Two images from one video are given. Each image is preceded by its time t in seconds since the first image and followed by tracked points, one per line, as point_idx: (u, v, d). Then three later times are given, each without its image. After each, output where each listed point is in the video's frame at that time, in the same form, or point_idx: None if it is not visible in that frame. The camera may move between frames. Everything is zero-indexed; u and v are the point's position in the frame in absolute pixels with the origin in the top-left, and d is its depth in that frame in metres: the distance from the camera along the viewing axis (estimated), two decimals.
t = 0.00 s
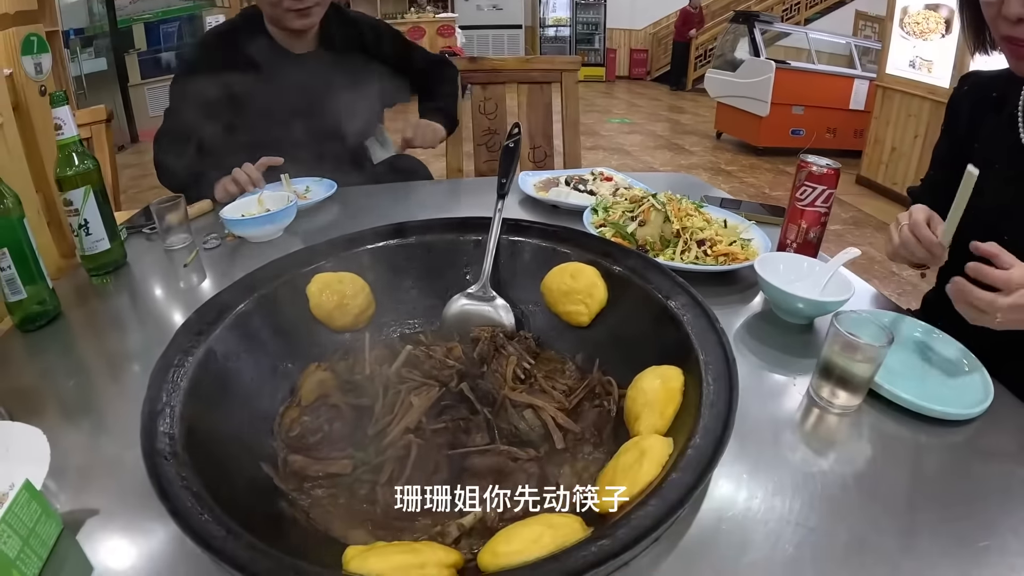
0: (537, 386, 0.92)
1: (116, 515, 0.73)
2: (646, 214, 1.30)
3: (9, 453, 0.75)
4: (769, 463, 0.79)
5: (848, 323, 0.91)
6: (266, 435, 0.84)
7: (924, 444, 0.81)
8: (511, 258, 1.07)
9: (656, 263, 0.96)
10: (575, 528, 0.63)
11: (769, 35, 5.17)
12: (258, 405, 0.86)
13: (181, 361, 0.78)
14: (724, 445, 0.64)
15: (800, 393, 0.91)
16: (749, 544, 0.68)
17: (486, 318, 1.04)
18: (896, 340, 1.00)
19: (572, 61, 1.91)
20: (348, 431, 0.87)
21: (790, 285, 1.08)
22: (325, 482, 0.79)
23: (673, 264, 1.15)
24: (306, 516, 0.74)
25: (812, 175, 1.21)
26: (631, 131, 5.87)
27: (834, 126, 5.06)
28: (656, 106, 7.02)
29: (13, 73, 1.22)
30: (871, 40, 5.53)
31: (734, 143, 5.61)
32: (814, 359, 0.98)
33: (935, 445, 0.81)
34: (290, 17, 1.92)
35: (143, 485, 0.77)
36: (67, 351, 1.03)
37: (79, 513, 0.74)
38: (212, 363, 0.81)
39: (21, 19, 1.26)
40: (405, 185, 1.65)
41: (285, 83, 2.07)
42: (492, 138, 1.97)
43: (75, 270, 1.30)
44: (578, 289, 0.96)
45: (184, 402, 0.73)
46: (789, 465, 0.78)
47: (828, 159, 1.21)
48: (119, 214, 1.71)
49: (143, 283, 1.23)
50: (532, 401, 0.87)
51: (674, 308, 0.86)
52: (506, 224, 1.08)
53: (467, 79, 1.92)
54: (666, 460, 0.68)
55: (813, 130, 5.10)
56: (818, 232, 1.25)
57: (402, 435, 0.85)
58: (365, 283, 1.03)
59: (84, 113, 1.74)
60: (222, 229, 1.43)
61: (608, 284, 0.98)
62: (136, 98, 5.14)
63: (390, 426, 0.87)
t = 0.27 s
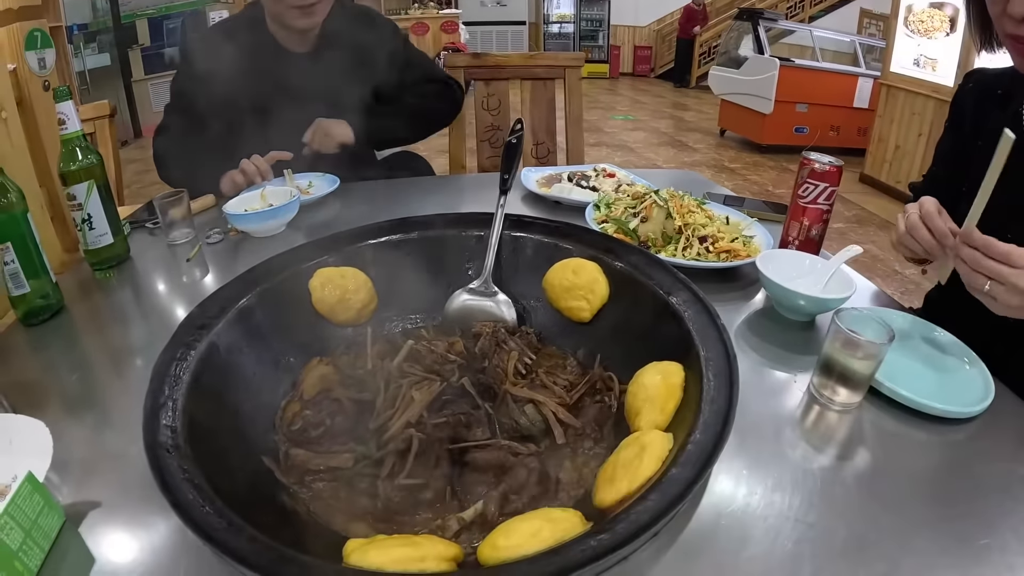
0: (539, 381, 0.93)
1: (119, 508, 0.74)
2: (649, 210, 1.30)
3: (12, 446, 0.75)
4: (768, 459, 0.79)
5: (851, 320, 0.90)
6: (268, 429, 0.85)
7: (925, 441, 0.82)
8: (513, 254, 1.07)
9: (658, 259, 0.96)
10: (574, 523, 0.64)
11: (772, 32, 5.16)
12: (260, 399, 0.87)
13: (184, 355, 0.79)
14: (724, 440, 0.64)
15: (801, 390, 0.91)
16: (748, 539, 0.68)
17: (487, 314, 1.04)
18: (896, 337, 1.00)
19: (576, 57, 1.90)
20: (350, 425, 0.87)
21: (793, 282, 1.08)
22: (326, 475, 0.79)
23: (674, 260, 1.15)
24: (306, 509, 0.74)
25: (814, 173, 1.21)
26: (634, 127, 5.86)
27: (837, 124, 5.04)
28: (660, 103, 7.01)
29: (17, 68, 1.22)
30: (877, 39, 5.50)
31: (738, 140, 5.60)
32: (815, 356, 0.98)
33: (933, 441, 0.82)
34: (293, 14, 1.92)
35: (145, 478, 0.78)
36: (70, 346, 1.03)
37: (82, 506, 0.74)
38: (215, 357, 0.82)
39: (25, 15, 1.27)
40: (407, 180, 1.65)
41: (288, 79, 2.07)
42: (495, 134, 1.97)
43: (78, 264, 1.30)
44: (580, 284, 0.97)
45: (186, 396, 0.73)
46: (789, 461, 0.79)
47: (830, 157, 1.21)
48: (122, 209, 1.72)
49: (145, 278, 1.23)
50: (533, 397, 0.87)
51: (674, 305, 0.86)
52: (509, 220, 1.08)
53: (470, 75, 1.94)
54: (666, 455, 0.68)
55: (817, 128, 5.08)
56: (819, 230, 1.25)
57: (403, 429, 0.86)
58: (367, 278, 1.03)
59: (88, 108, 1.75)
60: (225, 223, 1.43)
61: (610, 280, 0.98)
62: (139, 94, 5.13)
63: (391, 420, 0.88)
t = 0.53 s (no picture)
0: (541, 378, 0.93)
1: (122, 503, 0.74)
2: (651, 208, 1.30)
3: (17, 440, 0.76)
4: (769, 457, 0.79)
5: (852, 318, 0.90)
6: (271, 424, 0.85)
7: (926, 439, 0.82)
8: (516, 251, 1.07)
9: (660, 257, 0.96)
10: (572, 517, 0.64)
11: (776, 31, 5.15)
12: (264, 394, 0.87)
13: (188, 350, 0.79)
14: (725, 438, 0.64)
15: (803, 388, 0.91)
16: (748, 536, 0.68)
17: (490, 311, 1.04)
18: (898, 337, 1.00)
19: (580, 54, 1.89)
20: (353, 421, 0.88)
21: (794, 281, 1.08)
22: (329, 470, 0.80)
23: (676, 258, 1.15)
24: (310, 504, 0.75)
25: (817, 171, 1.20)
26: (637, 125, 5.86)
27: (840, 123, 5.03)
28: (663, 101, 7.00)
29: (20, 64, 1.23)
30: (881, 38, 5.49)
31: (741, 139, 5.59)
32: (816, 354, 0.99)
33: (934, 440, 0.82)
34: (298, 15, 1.94)
35: (148, 473, 0.78)
36: (74, 341, 1.04)
37: (86, 500, 0.74)
38: (219, 352, 0.82)
39: (29, 11, 1.27)
40: (410, 176, 1.65)
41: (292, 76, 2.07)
42: (498, 132, 1.97)
43: (82, 260, 1.30)
44: (582, 282, 0.97)
45: (190, 392, 0.74)
46: (789, 459, 0.79)
47: (833, 156, 1.20)
48: (126, 204, 1.72)
49: (148, 274, 1.23)
50: (535, 393, 0.87)
51: (677, 302, 0.87)
52: (512, 217, 1.09)
53: (473, 72, 1.94)
54: (667, 452, 0.68)
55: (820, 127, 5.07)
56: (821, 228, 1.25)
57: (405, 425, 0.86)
58: (370, 274, 1.04)
59: (91, 104, 1.75)
60: (228, 219, 1.43)
61: (612, 278, 0.99)
62: (142, 89, 5.12)
63: (393, 416, 0.88)
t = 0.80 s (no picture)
0: (545, 375, 0.94)
1: (127, 498, 0.75)
2: (654, 207, 1.30)
3: (22, 437, 0.76)
4: (771, 455, 0.80)
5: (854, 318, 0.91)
6: (275, 421, 0.86)
7: (928, 439, 0.82)
8: (520, 249, 1.07)
9: (664, 256, 0.96)
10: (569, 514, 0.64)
11: (779, 30, 5.14)
12: (267, 391, 0.88)
13: (193, 347, 0.79)
14: (728, 436, 0.65)
15: (804, 387, 0.92)
16: (750, 533, 0.69)
17: (493, 308, 1.05)
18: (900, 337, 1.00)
19: (583, 53, 1.90)
20: (357, 417, 0.88)
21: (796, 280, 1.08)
22: (334, 467, 0.80)
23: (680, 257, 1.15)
24: (314, 500, 0.75)
25: (819, 171, 1.20)
26: (640, 123, 5.85)
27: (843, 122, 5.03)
28: (665, 99, 7.00)
29: (25, 62, 1.23)
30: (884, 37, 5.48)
31: (743, 137, 5.58)
32: (818, 353, 0.99)
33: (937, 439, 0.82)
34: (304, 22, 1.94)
35: (153, 469, 0.79)
36: (78, 337, 1.04)
37: (91, 495, 0.75)
38: (224, 349, 0.83)
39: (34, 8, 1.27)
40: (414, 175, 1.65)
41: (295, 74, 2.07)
42: (501, 130, 1.98)
43: (85, 257, 1.31)
44: (585, 280, 0.97)
45: (195, 388, 0.74)
46: (791, 458, 0.79)
47: (835, 156, 1.20)
48: (130, 201, 1.73)
49: (153, 271, 1.24)
50: (539, 390, 0.88)
51: (680, 301, 0.87)
52: (516, 215, 1.09)
53: (476, 70, 1.94)
54: (669, 450, 0.69)
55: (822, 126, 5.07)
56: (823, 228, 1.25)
57: (409, 422, 0.87)
58: (375, 272, 1.04)
59: (96, 101, 1.75)
60: (233, 216, 1.44)
61: (615, 277, 0.99)
62: (146, 86, 5.10)
63: (397, 413, 0.89)
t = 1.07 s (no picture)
0: (552, 371, 0.96)
1: (143, 490, 0.76)
2: (659, 207, 1.32)
3: (39, 430, 0.74)
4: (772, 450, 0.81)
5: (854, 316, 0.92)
6: (287, 415, 0.88)
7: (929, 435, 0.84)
8: (527, 246, 1.09)
9: (668, 255, 0.98)
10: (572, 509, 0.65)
11: (781, 29, 5.14)
12: (279, 385, 0.90)
13: (207, 342, 0.81)
14: (731, 430, 0.67)
15: (804, 383, 0.93)
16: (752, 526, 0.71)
17: (500, 305, 1.07)
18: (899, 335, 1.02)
19: (587, 52, 1.91)
20: (368, 412, 0.90)
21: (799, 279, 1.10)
22: (345, 460, 0.82)
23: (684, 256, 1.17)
24: (327, 492, 0.77)
25: (821, 172, 1.22)
26: (642, 122, 5.85)
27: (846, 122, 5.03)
28: (668, 98, 7.00)
29: (36, 60, 1.24)
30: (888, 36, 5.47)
31: (746, 136, 5.59)
32: (819, 351, 1.01)
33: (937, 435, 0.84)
34: (317, 24, 1.85)
35: (166, 462, 0.80)
36: (90, 333, 1.06)
37: (107, 488, 0.77)
38: (237, 343, 0.84)
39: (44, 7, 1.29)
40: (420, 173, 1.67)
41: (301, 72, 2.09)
42: (507, 129, 1.99)
43: (95, 253, 1.32)
44: (591, 278, 0.99)
45: (209, 382, 0.76)
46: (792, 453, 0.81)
47: (837, 157, 1.21)
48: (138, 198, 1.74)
49: (162, 267, 1.26)
50: (546, 386, 0.90)
51: (684, 299, 0.89)
52: (523, 214, 1.11)
53: (481, 69, 1.95)
54: (673, 443, 0.70)
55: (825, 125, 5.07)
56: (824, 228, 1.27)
57: (419, 416, 0.89)
58: (384, 269, 1.07)
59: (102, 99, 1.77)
60: (242, 214, 1.46)
61: (621, 274, 1.01)
62: (149, 84, 5.10)
63: (407, 408, 0.91)
